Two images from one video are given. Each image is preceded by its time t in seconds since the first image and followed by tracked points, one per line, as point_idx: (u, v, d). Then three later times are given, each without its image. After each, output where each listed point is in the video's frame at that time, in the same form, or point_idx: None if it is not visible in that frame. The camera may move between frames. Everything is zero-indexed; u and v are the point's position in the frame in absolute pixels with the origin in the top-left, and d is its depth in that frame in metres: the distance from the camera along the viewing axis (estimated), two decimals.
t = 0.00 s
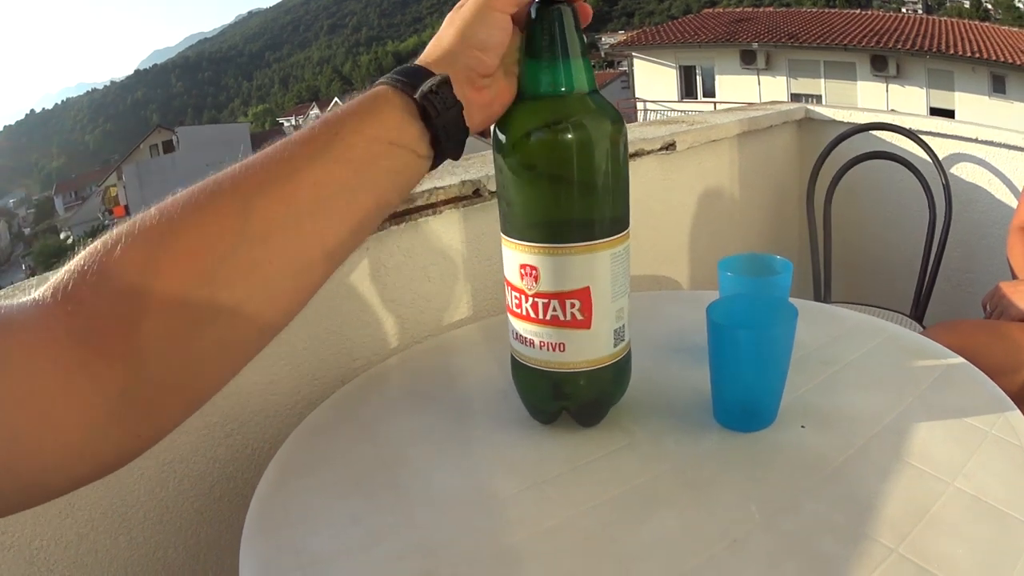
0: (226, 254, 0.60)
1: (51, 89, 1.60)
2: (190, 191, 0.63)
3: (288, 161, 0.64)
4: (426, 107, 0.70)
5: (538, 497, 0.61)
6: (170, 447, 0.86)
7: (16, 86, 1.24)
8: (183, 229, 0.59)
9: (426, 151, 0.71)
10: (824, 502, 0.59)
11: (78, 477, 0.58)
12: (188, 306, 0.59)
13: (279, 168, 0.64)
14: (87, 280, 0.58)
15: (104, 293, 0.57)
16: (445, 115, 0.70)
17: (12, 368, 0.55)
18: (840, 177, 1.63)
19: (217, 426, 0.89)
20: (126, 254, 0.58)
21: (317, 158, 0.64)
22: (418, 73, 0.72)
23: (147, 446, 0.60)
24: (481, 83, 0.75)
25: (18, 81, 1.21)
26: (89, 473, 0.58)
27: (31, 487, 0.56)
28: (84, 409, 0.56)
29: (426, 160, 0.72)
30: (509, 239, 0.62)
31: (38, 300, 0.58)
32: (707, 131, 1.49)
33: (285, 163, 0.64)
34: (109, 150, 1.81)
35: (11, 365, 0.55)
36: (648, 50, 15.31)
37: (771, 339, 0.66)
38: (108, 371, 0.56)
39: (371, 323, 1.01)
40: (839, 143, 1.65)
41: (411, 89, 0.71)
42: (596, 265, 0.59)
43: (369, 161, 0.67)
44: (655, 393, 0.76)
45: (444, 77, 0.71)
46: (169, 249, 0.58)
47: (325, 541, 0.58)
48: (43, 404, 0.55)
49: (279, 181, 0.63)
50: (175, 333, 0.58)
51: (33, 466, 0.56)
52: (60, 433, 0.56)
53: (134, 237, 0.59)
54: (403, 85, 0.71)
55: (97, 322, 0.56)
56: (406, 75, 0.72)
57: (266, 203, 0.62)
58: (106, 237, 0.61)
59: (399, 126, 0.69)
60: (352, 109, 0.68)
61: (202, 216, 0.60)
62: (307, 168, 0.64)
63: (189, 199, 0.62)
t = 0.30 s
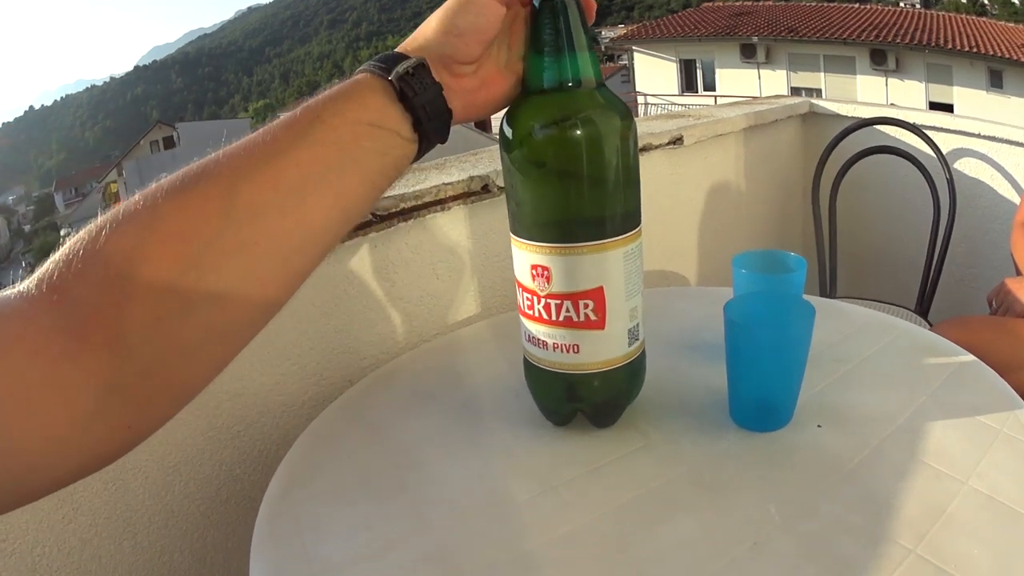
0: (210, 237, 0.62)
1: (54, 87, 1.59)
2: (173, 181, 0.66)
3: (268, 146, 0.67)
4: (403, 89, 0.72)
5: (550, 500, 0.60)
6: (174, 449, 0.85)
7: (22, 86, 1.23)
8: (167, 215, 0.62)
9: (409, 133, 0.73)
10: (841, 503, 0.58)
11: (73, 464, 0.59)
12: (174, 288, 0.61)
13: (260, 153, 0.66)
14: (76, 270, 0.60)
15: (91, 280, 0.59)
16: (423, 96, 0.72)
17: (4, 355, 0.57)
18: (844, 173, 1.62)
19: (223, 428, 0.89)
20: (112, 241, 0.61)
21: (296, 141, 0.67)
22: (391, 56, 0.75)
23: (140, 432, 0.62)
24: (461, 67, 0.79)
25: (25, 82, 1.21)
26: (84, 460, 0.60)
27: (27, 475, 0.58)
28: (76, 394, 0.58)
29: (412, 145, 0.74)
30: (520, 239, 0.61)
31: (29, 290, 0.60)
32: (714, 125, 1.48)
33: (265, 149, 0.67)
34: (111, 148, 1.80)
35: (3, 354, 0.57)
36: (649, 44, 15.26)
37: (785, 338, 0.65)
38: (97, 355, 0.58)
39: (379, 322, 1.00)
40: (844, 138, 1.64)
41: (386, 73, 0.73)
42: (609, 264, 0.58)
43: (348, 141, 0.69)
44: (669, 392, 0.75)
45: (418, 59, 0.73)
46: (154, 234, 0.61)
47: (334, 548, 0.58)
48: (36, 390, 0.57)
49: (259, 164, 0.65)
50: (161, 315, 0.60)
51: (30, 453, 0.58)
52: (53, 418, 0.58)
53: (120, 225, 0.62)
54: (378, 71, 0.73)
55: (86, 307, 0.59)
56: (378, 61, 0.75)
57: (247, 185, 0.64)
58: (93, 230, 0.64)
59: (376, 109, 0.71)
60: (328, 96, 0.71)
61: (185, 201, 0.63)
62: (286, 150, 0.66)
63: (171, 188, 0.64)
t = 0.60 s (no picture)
0: (215, 198, 0.63)
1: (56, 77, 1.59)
2: (175, 147, 0.67)
3: (270, 114, 0.68)
4: (403, 64, 0.74)
5: (558, 493, 0.61)
6: (180, 440, 0.86)
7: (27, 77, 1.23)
8: (172, 178, 0.63)
9: (405, 108, 0.74)
10: (848, 498, 0.58)
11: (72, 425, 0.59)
12: (179, 248, 0.62)
13: (263, 121, 0.68)
14: (80, 231, 0.61)
15: (96, 239, 0.60)
16: (422, 73, 0.74)
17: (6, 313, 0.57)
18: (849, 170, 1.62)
19: (228, 419, 0.89)
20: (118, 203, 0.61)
21: (300, 109, 0.69)
22: (393, 32, 0.77)
23: (141, 393, 0.62)
24: (457, 50, 0.80)
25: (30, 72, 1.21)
26: (84, 421, 0.60)
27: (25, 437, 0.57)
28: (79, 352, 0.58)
29: (408, 117, 0.75)
30: (529, 232, 0.61)
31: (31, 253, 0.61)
32: (719, 121, 1.48)
33: (267, 116, 0.68)
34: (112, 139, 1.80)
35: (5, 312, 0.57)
36: (653, 39, 15.21)
37: (791, 332, 0.65)
38: (100, 312, 0.59)
39: (384, 314, 1.00)
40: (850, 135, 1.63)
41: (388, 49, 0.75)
42: (618, 258, 0.58)
43: (350, 110, 0.70)
44: (675, 387, 0.75)
45: (418, 37, 0.75)
46: (159, 195, 0.62)
47: (343, 540, 0.58)
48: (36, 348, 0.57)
49: (262, 131, 0.67)
50: (166, 274, 0.61)
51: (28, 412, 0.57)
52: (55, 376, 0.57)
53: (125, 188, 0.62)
54: (380, 45, 0.75)
55: (91, 266, 0.59)
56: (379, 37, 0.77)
57: (250, 150, 0.66)
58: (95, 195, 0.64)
59: (376, 83, 0.73)
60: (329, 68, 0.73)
61: (190, 165, 0.64)
62: (289, 116, 0.68)
63: (174, 153, 0.66)
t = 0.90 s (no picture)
0: (229, 186, 0.63)
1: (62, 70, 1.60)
2: (191, 130, 0.67)
3: (290, 100, 0.68)
4: (430, 54, 0.74)
5: (566, 489, 0.61)
6: (187, 432, 0.86)
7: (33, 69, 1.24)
8: (187, 163, 0.63)
9: (425, 99, 0.75)
10: (852, 496, 0.59)
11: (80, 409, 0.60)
12: (192, 235, 0.62)
13: (282, 109, 0.68)
14: (94, 215, 0.61)
15: (109, 224, 0.60)
16: (448, 65, 0.74)
17: (17, 295, 0.58)
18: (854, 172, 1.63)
19: (236, 412, 0.90)
20: (133, 188, 0.62)
21: (320, 98, 0.69)
22: (422, 18, 0.76)
23: (149, 379, 0.62)
24: (482, 40, 0.80)
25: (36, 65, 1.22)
26: (92, 407, 0.60)
27: (33, 420, 0.58)
28: (88, 337, 0.59)
29: (427, 110, 0.75)
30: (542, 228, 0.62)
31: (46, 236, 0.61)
32: (726, 120, 1.49)
33: (287, 103, 0.68)
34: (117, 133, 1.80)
35: (17, 296, 0.58)
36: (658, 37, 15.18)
37: (800, 332, 0.66)
38: (112, 298, 0.59)
39: (393, 308, 1.01)
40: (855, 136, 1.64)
41: (415, 37, 0.75)
42: (631, 256, 0.59)
43: (369, 101, 0.70)
44: (681, 384, 0.76)
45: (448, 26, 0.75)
46: (174, 181, 0.62)
47: (352, 533, 0.59)
48: (46, 331, 0.57)
49: (280, 119, 0.67)
50: (178, 262, 0.61)
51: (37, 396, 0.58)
52: (64, 360, 0.58)
53: (141, 172, 0.63)
54: (406, 32, 0.75)
55: (103, 251, 0.60)
56: (404, 21, 0.76)
57: (267, 139, 0.66)
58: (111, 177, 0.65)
59: (397, 72, 0.73)
60: (350, 56, 0.73)
61: (206, 151, 0.64)
62: (309, 104, 0.68)
63: (191, 137, 0.66)
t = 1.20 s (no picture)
0: (239, 184, 0.64)
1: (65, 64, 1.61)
2: (203, 126, 0.68)
3: (302, 100, 0.69)
4: (443, 57, 0.74)
5: (567, 486, 0.62)
6: (191, 428, 0.87)
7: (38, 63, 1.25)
8: (198, 159, 0.64)
9: (436, 102, 0.75)
10: (848, 496, 0.60)
11: (85, 401, 0.61)
12: (201, 232, 0.63)
13: (294, 109, 0.68)
14: (103, 211, 0.62)
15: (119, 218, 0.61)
16: (460, 68, 0.74)
17: (28, 286, 0.59)
18: (855, 174, 1.63)
19: (239, 408, 0.91)
20: (144, 183, 0.63)
21: (332, 98, 0.69)
22: (436, 20, 0.77)
23: (155, 373, 0.63)
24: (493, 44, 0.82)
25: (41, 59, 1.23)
26: (98, 400, 0.61)
27: (38, 413, 0.59)
28: (95, 330, 0.60)
29: (439, 112, 0.76)
30: (544, 228, 0.63)
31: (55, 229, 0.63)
32: (729, 122, 1.49)
33: (299, 102, 0.69)
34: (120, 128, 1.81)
35: (27, 287, 0.59)
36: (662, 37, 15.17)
37: (798, 334, 0.67)
38: (120, 295, 0.61)
39: (396, 306, 1.02)
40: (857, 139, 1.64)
41: (428, 39, 0.75)
42: (631, 256, 0.60)
43: (381, 104, 0.71)
44: (682, 384, 0.77)
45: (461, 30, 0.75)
46: (184, 177, 0.63)
47: (355, 528, 0.59)
48: (54, 326, 0.59)
49: (292, 119, 0.67)
50: (187, 258, 0.62)
51: (41, 386, 0.58)
52: (70, 352, 0.59)
53: (152, 168, 0.64)
54: (419, 33, 0.75)
55: (113, 246, 0.61)
56: (418, 23, 0.76)
57: (277, 140, 0.66)
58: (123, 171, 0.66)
59: (409, 74, 0.73)
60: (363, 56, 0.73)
61: (217, 148, 0.65)
62: (321, 105, 0.69)
63: (202, 133, 0.67)
